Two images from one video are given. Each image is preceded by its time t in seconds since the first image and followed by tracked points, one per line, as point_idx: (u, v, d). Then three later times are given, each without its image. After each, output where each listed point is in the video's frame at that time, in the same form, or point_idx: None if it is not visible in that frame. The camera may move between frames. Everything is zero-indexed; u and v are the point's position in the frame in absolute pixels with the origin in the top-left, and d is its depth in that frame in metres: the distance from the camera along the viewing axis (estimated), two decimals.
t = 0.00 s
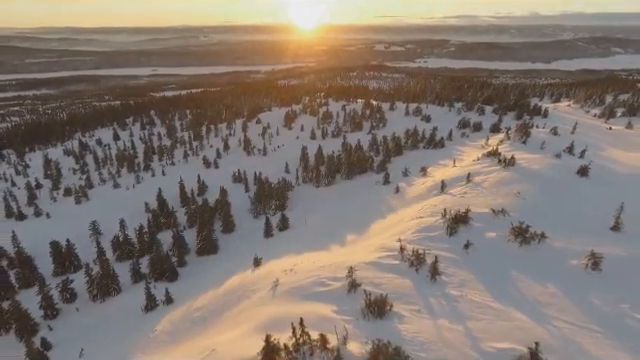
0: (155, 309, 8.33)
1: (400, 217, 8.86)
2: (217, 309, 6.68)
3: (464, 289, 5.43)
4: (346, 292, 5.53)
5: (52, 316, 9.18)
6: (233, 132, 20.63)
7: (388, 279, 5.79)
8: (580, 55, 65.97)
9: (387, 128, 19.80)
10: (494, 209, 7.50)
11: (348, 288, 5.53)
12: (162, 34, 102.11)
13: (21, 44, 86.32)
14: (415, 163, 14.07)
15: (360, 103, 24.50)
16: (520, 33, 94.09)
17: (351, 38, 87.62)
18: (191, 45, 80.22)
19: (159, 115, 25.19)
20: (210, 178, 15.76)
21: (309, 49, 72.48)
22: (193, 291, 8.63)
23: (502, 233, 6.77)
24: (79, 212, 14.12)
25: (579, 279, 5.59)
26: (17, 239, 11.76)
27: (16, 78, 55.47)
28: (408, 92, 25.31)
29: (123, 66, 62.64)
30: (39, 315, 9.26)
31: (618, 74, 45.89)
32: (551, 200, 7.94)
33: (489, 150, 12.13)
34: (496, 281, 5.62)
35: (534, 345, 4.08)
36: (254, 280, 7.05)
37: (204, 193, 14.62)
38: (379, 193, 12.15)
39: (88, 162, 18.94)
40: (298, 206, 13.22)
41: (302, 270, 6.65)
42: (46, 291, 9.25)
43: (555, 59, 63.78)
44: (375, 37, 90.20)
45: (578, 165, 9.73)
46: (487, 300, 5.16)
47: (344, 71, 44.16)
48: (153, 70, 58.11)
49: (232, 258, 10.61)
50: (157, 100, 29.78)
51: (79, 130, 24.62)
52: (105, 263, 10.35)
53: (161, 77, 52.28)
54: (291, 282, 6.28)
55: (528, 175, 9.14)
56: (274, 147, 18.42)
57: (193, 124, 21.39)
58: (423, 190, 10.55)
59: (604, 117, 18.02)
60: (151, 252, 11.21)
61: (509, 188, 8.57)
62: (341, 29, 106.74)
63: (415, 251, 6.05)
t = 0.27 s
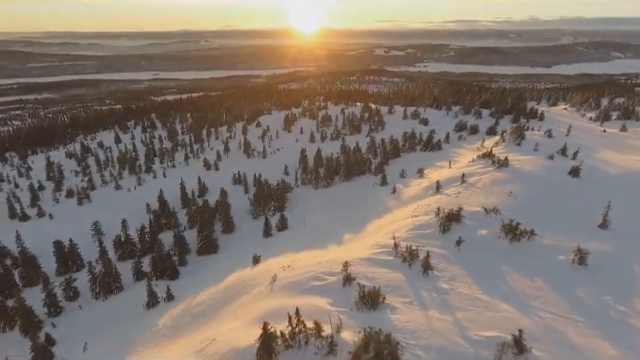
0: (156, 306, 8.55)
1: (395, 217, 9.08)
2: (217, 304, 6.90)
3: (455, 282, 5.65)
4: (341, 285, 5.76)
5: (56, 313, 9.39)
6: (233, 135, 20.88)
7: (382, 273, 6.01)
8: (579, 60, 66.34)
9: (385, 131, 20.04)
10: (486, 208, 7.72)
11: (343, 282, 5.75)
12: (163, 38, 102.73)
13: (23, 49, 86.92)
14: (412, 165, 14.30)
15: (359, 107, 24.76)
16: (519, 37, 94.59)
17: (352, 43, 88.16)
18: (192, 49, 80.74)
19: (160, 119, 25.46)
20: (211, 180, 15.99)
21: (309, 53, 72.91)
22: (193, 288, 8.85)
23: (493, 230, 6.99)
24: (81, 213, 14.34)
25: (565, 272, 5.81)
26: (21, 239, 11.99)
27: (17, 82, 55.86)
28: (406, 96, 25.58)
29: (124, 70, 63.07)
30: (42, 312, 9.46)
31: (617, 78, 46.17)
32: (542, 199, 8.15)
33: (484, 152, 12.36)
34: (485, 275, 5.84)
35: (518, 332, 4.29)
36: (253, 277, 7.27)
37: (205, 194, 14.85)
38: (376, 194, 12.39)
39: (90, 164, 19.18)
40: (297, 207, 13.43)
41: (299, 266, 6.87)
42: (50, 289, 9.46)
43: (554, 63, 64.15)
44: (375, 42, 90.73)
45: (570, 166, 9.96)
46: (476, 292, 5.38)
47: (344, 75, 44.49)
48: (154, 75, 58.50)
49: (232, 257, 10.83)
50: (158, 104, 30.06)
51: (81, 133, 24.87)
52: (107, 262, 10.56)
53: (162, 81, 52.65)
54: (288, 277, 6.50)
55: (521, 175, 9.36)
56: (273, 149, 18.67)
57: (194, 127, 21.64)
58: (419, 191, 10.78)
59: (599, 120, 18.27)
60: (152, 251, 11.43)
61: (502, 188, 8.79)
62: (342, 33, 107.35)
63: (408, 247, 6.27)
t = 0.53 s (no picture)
0: (157, 303, 8.75)
1: (391, 216, 9.30)
2: (217, 299, 7.11)
3: (446, 277, 5.86)
4: (337, 279, 5.97)
5: (59, 310, 9.59)
6: (234, 138, 21.14)
7: (376, 268, 6.22)
8: (578, 64, 66.73)
9: (384, 134, 20.30)
10: (479, 207, 7.95)
11: (338, 276, 5.96)
12: (164, 43, 103.34)
13: (24, 53, 87.32)
14: (409, 167, 14.54)
15: (358, 110, 25.04)
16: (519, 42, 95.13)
17: (352, 47, 88.70)
18: (193, 53, 81.20)
19: (160, 122, 25.73)
20: (211, 182, 16.23)
21: (310, 57, 73.34)
22: (193, 286, 9.06)
23: (485, 227, 7.21)
24: (83, 214, 14.56)
25: (553, 267, 6.03)
26: (25, 239, 12.22)
27: (18, 86, 56.25)
28: (404, 99, 25.86)
29: (125, 75, 63.50)
30: (46, 310, 9.66)
31: (616, 82, 46.47)
32: (534, 198, 8.36)
33: (479, 153, 12.60)
34: (476, 270, 6.06)
35: (503, 321, 4.50)
36: (252, 273, 7.49)
37: (205, 195, 15.08)
38: (373, 195, 12.61)
39: (92, 166, 19.42)
40: (296, 208, 13.64)
41: (297, 262, 7.09)
42: (53, 286, 9.66)
43: (552, 67, 64.53)
44: (375, 46, 91.28)
45: (562, 167, 10.18)
46: (466, 285, 5.59)
47: (343, 79, 44.85)
48: (154, 79, 58.88)
49: (231, 256, 11.04)
50: (158, 108, 30.35)
51: (82, 136, 25.13)
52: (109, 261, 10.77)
53: (162, 85, 53.00)
54: (286, 272, 6.72)
55: (514, 175, 9.59)
56: (273, 152, 18.91)
57: (195, 131, 21.90)
58: (415, 191, 11.02)
59: (594, 123, 18.52)
60: (153, 251, 11.63)
61: (495, 187, 9.02)
62: (342, 38, 108.01)
63: (401, 243, 6.49)
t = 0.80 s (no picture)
0: (159, 300, 8.97)
1: (387, 215, 9.51)
2: (217, 294, 7.34)
3: (437, 272, 6.08)
4: (332, 274, 6.19)
5: (62, 308, 9.80)
6: (234, 141, 21.39)
7: (371, 263, 6.45)
8: (577, 68, 67.10)
9: (382, 137, 20.55)
10: (472, 206, 8.18)
11: (334, 271, 6.18)
12: (165, 47, 103.90)
13: (26, 57, 87.84)
14: (406, 168, 14.78)
15: (357, 113, 25.29)
16: (518, 46, 95.63)
17: (352, 51, 89.20)
18: (194, 57, 81.73)
19: (162, 125, 26.00)
20: (211, 184, 16.45)
21: (310, 62, 73.79)
22: (194, 284, 9.28)
23: (477, 225, 7.43)
24: (85, 215, 14.79)
25: (541, 262, 6.24)
26: (29, 239, 12.44)
27: (20, 90, 56.63)
28: (403, 103, 26.13)
29: (126, 79, 63.93)
30: (49, 307, 9.88)
31: (614, 86, 46.78)
32: (526, 198, 8.59)
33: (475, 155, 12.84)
34: (466, 265, 6.28)
35: (490, 311, 4.70)
36: (251, 270, 7.71)
37: (206, 197, 15.30)
38: (371, 196, 12.84)
39: (94, 169, 19.67)
40: (295, 209, 13.86)
41: (295, 259, 7.32)
42: (56, 284, 9.88)
43: (551, 71, 64.88)
44: (375, 50, 91.82)
45: (555, 168, 10.41)
46: (456, 280, 5.81)
47: (343, 83, 45.18)
48: (155, 83, 59.28)
49: (231, 256, 11.26)
50: (159, 111, 30.63)
51: (84, 139, 25.40)
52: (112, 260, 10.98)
53: (163, 89, 53.38)
54: (284, 268, 6.94)
55: (508, 176, 9.82)
56: (273, 154, 19.16)
57: (195, 133, 22.16)
58: (411, 192, 11.25)
59: (589, 126, 18.77)
60: (155, 250, 11.85)
61: (489, 187, 9.25)
62: (342, 42, 108.62)
63: (395, 240, 6.72)
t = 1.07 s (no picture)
0: (160, 297, 9.18)
1: (384, 215, 9.74)
2: (217, 290, 7.55)
3: (429, 267, 6.30)
4: (328, 269, 6.41)
5: (65, 305, 10.01)
6: (234, 143, 21.65)
7: (365, 259, 6.67)
8: (575, 72, 67.48)
9: (380, 139, 20.80)
10: (465, 205, 8.40)
11: (329, 267, 6.39)
12: (166, 51, 104.45)
13: (27, 61, 88.35)
14: (403, 170, 15.01)
15: (355, 117, 25.56)
16: (518, 51, 96.11)
17: (352, 56, 89.69)
18: (195, 62, 82.22)
19: (163, 128, 26.27)
20: (211, 185, 16.68)
21: (310, 66, 74.23)
22: (194, 282, 9.49)
23: (470, 223, 7.65)
24: (87, 216, 15.01)
25: (530, 258, 6.46)
26: (32, 239, 12.67)
27: (22, 93, 57.01)
28: (401, 106, 26.40)
29: (127, 83, 64.33)
30: (52, 305, 10.09)
31: (613, 90, 47.08)
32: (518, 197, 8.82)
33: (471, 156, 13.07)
34: (458, 261, 6.49)
35: (477, 303, 4.91)
36: (249, 267, 7.92)
37: (206, 198, 15.53)
38: (368, 197, 13.06)
39: (95, 171, 19.92)
40: (294, 210, 14.07)
41: (292, 256, 7.54)
42: (59, 283, 10.10)
43: (550, 76, 65.23)
44: (374, 54, 92.31)
45: (548, 169, 10.64)
46: (447, 274, 6.02)
47: (343, 87, 45.53)
48: (156, 87, 59.65)
49: (231, 255, 11.47)
50: (160, 115, 30.93)
51: (86, 142, 25.67)
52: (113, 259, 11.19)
53: (164, 93, 53.74)
54: (281, 265, 7.16)
55: (501, 177, 10.05)
56: (272, 157, 19.40)
57: (196, 136, 22.42)
58: (407, 192, 11.48)
59: (585, 129, 19.01)
60: (156, 250, 12.07)
61: (482, 188, 9.48)
62: (342, 46, 109.20)
63: (389, 237, 6.94)
